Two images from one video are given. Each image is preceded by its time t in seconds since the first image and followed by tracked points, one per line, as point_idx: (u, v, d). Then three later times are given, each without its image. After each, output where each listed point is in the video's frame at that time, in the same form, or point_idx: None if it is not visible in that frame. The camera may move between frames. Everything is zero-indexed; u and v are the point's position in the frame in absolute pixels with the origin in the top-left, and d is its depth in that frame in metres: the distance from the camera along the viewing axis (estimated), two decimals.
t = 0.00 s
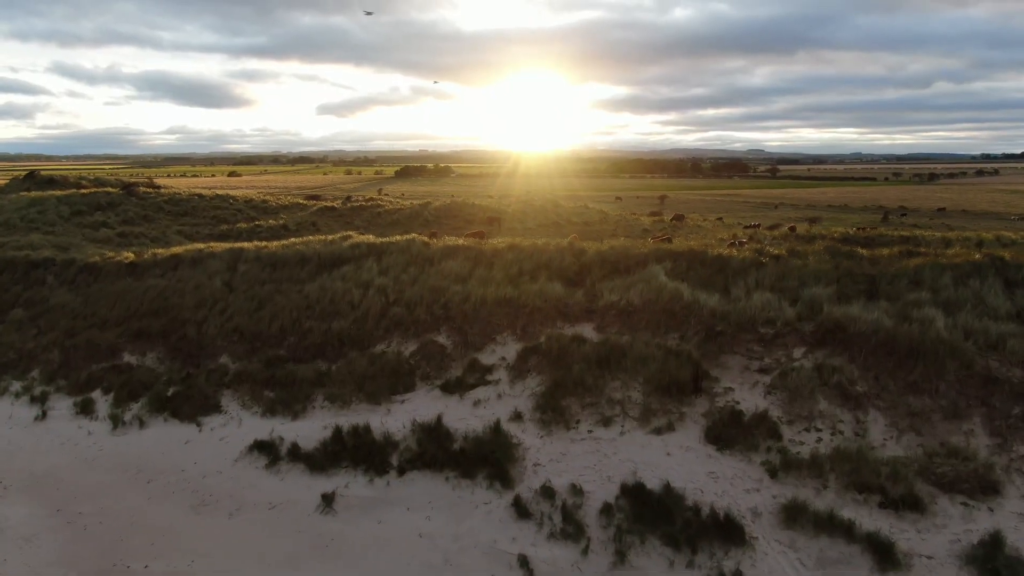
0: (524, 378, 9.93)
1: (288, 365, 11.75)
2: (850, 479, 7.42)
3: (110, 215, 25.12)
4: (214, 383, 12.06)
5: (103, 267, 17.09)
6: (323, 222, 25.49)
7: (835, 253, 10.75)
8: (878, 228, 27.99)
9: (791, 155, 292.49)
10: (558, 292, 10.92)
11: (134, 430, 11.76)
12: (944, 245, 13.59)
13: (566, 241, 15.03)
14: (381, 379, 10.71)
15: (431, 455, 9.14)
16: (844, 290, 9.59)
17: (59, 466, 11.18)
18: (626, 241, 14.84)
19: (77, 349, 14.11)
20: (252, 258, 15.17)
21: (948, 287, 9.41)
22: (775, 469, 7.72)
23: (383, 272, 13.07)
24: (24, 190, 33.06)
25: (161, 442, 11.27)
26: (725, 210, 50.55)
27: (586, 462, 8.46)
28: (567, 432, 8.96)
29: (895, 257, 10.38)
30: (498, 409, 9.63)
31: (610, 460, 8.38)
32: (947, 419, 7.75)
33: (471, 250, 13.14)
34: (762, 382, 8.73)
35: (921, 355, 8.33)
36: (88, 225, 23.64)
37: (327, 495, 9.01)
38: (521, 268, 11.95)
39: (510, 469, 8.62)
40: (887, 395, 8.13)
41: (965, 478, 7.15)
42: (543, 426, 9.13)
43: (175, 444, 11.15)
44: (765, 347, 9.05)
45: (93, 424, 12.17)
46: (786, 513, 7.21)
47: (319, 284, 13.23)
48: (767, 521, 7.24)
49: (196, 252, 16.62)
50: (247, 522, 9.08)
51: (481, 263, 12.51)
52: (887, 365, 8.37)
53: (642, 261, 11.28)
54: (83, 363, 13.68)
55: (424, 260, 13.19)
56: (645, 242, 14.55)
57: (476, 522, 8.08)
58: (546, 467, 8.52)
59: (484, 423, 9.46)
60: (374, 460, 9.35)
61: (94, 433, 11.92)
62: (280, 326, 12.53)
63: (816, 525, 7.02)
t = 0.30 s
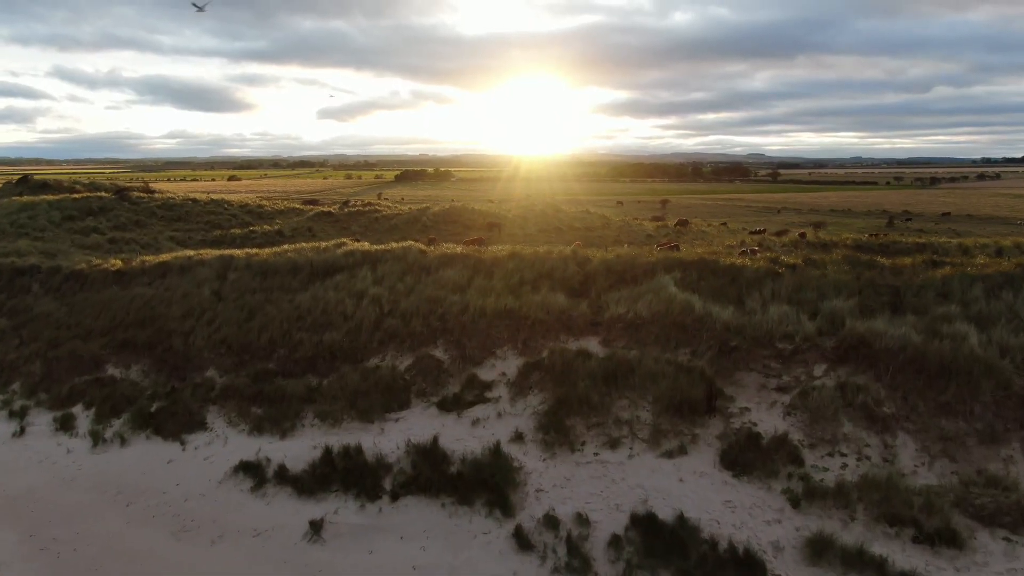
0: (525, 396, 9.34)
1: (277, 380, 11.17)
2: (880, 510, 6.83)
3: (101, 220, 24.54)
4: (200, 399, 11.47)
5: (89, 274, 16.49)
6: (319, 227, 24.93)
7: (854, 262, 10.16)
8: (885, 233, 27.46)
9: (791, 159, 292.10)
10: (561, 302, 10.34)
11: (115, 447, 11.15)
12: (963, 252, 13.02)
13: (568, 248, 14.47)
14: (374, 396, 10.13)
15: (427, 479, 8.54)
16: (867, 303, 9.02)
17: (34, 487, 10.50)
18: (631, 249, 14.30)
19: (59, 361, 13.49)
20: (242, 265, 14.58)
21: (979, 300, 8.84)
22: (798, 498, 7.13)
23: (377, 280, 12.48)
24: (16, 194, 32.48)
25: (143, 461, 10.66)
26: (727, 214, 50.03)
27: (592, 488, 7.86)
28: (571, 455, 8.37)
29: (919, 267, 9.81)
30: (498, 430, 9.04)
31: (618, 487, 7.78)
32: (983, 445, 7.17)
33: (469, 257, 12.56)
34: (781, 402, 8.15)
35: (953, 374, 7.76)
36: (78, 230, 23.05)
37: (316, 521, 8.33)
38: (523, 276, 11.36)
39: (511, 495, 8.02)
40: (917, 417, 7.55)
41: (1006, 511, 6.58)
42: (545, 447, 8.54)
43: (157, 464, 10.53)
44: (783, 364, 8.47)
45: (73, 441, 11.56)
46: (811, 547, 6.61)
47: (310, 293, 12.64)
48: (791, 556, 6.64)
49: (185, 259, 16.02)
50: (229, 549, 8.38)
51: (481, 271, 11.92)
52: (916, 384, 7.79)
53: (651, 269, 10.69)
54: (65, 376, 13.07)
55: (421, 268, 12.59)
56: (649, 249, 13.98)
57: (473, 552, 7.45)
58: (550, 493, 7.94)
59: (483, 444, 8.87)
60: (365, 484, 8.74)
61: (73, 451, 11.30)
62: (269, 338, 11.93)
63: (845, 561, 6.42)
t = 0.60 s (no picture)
0: (527, 416, 8.76)
1: (265, 396, 10.58)
2: (915, 548, 6.24)
3: (92, 226, 23.94)
4: (183, 416, 10.88)
5: (74, 283, 15.88)
6: (315, 233, 24.35)
7: (876, 274, 9.59)
8: (894, 239, 26.87)
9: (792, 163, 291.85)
10: (565, 315, 9.75)
11: (94, 467, 10.52)
12: (985, 262, 12.46)
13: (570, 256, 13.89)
14: (367, 414, 9.54)
15: (422, 506, 7.93)
16: (893, 318, 8.44)
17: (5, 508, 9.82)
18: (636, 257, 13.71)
19: (39, 374, 12.80)
20: (231, 274, 13.98)
21: (1014, 315, 8.27)
22: (824, 533, 6.54)
23: (371, 289, 11.88)
24: (7, 199, 31.88)
25: (122, 483, 10.03)
26: (730, 219, 49.50)
27: (599, 519, 7.26)
28: (577, 481, 7.77)
29: (946, 279, 9.23)
30: (498, 453, 8.46)
31: (628, 518, 7.18)
32: None
33: (468, 266, 11.98)
34: (802, 425, 7.56)
35: (990, 396, 7.18)
36: (68, 236, 22.44)
37: (302, 551, 7.71)
38: (524, 286, 10.77)
39: (511, 525, 7.43)
40: (952, 443, 6.97)
41: None
42: (548, 472, 7.96)
43: (136, 486, 9.91)
44: (804, 384, 7.88)
45: (50, 460, 10.89)
46: None
47: (301, 303, 12.04)
48: None
49: (173, 266, 15.41)
50: None
51: (480, 280, 11.33)
52: (950, 407, 7.21)
53: (659, 279, 10.10)
54: (46, 391, 12.37)
55: (418, 277, 12.01)
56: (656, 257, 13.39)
57: None
58: (553, 524, 7.34)
59: (482, 468, 8.28)
60: (356, 512, 8.13)
61: (49, 470, 10.63)
62: (257, 351, 11.34)
63: None
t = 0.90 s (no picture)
0: (529, 439, 8.17)
1: (251, 415, 9.99)
2: None
3: (81, 231, 23.29)
4: (165, 435, 10.26)
5: (58, 292, 15.24)
6: (310, 239, 23.76)
7: (901, 286, 9.01)
8: (903, 246, 26.31)
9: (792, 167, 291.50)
10: (569, 329, 9.16)
11: (70, 489, 9.85)
12: (1009, 272, 11.88)
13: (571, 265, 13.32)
14: (358, 434, 8.93)
15: (416, 537, 7.31)
16: (923, 334, 7.87)
17: None
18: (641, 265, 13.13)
19: (16, 387, 12.00)
20: (219, 283, 13.37)
21: None
22: (856, 573, 5.94)
23: (364, 299, 11.28)
24: None
25: (98, 507, 9.37)
26: (732, 224, 48.96)
27: (608, 553, 6.64)
28: (583, 511, 7.17)
29: (977, 291, 8.65)
30: (497, 479, 7.87)
31: (639, 553, 6.58)
32: None
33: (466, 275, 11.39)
34: (827, 452, 6.98)
35: None
36: (56, 242, 21.78)
37: None
38: (527, 297, 10.19)
39: (512, 559, 6.81)
40: (994, 473, 6.39)
41: None
42: (552, 501, 7.36)
43: (114, 510, 9.24)
44: (828, 406, 7.29)
45: (25, 481, 10.17)
46: None
47: (290, 315, 11.45)
48: None
49: (160, 275, 14.80)
50: None
51: (479, 290, 10.74)
52: (990, 433, 6.63)
53: (670, 290, 9.51)
54: (23, 406, 11.61)
55: (414, 287, 11.42)
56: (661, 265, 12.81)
57: None
58: (557, 558, 6.72)
59: (480, 496, 7.68)
60: (345, 542, 7.47)
61: (23, 491, 9.90)
62: (243, 366, 10.74)
63: None
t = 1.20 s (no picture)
0: (531, 464, 7.58)
1: (236, 434, 9.39)
2: None
3: (71, 237, 22.67)
4: (145, 455, 9.65)
5: (41, 301, 14.62)
6: (306, 245, 23.16)
7: (929, 299, 8.42)
8: (912, 253, 25.71)
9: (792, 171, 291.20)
10: (574, 344, 8.57)
11: (43, 514, 9.17)
12: None
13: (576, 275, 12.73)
14: (347, 457, 8.33)
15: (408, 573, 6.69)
16: (958, 353, 7.29)
17: None
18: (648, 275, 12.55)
19: None
20: (206, 292, 12.77)
21: None
22: None
23: (356, 310, 10.68)
24: None
25: (71, 533, 8.73)
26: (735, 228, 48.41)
27: None
28: (590, 546, 6.55)
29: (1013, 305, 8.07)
30: (496, 509, 7.27)
31: None
32: None
33: (464, 284, 10.80)
34: (855, 482, 6.39)
35: None
36: (45, 248, 21.15)
37: None
38: (528, 309, 9.60)
39: None
40: None
41: None
42: (556, 534, 6.74)
43: (87, 537, 8.60)
44: (856, 432, 6.70)
45: None
46: None
47: (278, 327, 10.85)
48: None
49: (147, 284, 14.20)
50: None
51: (478, 301, 10.15)
52: None
53: (681, 302, 8.93)
54: None
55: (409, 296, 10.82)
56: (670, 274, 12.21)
57: None
58: None
59: (479, 528, 7.08)
60: None
61: None
62: (228, 382, 10.14)
63: None
